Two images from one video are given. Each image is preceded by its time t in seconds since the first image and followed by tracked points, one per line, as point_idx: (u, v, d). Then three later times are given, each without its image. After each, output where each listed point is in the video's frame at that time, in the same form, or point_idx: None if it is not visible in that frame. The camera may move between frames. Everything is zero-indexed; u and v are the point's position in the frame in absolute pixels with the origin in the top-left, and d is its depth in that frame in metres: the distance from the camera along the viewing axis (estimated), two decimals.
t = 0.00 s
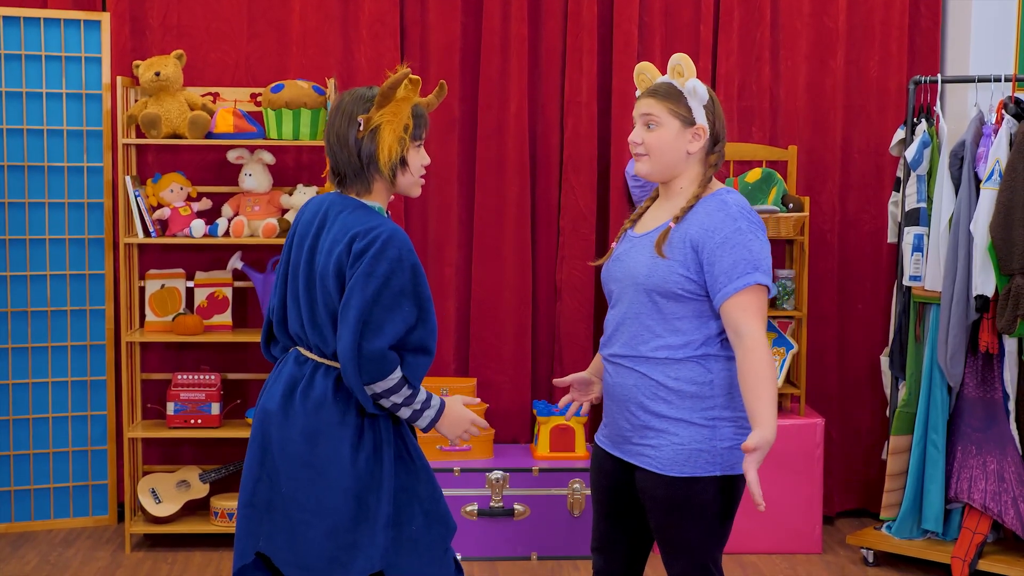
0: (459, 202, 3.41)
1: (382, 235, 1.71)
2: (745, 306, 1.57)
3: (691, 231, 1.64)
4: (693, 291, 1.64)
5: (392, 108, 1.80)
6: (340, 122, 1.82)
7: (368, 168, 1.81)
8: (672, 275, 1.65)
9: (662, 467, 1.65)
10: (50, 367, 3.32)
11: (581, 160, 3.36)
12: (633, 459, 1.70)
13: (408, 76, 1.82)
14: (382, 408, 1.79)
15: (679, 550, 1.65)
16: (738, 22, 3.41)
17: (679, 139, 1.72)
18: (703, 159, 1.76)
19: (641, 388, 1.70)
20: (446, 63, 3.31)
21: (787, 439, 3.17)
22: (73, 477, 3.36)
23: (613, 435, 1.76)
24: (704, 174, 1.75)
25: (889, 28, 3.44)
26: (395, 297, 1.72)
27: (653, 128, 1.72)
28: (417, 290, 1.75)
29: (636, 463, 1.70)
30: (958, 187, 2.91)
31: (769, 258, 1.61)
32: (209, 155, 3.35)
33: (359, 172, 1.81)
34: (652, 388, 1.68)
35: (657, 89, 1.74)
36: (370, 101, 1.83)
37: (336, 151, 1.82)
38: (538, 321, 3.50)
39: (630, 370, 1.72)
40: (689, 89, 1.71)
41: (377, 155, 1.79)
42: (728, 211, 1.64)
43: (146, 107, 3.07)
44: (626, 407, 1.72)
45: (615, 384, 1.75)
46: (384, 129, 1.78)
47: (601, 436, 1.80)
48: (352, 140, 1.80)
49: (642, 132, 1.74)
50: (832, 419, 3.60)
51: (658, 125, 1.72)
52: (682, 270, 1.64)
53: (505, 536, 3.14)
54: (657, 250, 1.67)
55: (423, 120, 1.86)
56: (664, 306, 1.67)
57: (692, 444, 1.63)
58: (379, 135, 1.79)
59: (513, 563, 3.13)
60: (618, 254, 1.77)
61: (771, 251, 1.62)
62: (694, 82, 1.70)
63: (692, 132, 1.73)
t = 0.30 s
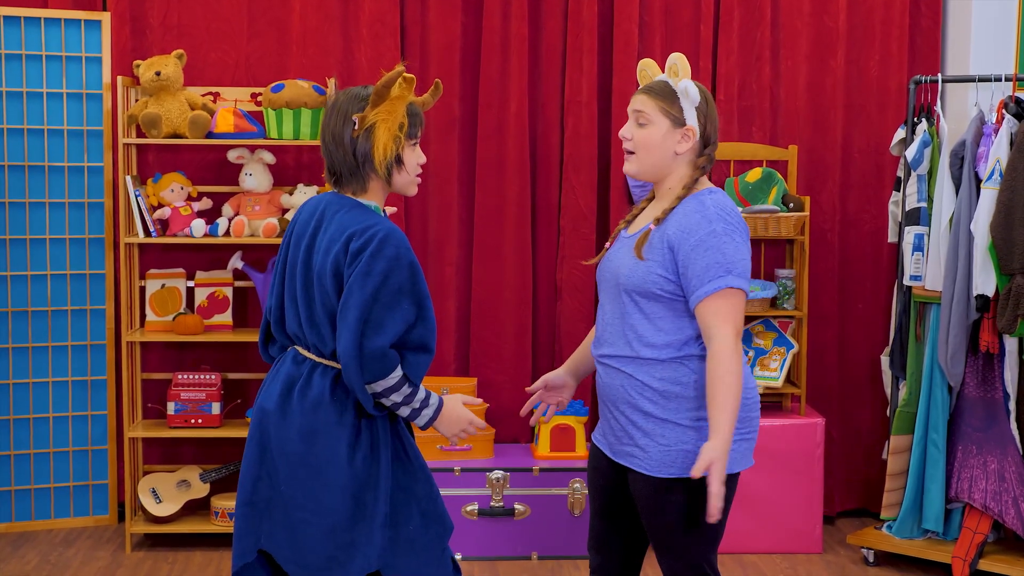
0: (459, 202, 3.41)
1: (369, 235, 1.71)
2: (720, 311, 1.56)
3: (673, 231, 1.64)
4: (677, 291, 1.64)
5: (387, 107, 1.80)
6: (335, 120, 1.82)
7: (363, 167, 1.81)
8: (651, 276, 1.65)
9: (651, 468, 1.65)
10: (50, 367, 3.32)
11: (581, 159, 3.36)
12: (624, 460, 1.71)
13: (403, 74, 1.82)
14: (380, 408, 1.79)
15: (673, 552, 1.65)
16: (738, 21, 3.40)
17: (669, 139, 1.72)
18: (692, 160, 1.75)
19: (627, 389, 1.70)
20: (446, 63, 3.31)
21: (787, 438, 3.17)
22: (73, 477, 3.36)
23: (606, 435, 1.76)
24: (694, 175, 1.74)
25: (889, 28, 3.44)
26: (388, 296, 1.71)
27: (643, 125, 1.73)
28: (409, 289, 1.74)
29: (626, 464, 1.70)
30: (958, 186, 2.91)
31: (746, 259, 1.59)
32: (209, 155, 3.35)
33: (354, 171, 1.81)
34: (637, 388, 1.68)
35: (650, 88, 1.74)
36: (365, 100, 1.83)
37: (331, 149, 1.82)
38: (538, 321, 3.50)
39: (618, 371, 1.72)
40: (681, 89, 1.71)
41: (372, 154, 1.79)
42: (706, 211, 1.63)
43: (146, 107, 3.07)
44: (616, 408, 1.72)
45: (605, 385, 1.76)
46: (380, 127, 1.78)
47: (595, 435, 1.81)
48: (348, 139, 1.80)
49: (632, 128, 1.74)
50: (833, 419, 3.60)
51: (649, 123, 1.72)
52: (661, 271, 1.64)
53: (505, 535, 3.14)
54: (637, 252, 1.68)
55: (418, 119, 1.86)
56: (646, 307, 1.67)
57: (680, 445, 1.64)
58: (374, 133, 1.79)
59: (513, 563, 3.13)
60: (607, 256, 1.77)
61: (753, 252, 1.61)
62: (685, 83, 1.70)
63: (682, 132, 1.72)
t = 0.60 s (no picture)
0: (459, 201, 3.41)
1: (364, 234, 1.71)
2: (705, 307, 1.54)
3: (658, 228, 1.63)
4: (664, 289, 1.64)
5: (388, 107, 1.80)
6: (336, 120, 1.82)
7: (365, 167, 1.81)
8: (637, 274, 1.65)
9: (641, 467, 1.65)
10: (51, 366, 3.32)
11: (582, 159, 3.36)
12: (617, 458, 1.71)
13: (404, 74, 1.82)
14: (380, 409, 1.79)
15: (669, 550, 1.65)
16: (738, 21, 3.40)
17: (654, 139, 1.72)
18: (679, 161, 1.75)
19: (617, 388, 1.70)
20: (446, 62, 3.31)
21: (788, 438, 3.17)
22: (74, 476, 3.36)
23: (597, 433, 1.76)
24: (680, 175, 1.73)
25: (890, 28, 3.44)
26: (389, 296, 1.72)
27: (629, 125, 1.73)
28: (403, 288, 1.74)
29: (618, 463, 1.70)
30: (959, 185, 2.91)
31: (731, 256, 1.57)
32: (209, 155, 3.36)
33: (356, 171, 1.81)
34: (626, 388, 1.68)
35: (638, 88, 1.74)
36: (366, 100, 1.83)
37: (333, 149, 1.82)
38: (539, 320, 3.50)
39: (607, 370, 1.72)
40: (665, 91, 1.70)
41: (374, 154, 1.80)
42: (690, 208, 1.62)
43: (147, 107, 3.07)
44: (607, 407, 1.73)
45: (595, 384, 1.76)
46: (382, 127, 1.78)
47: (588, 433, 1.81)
48: (350, 139, 1.80)
49: (620, 127, 1.75)
50: (833, 419, 3.59)
51: (635, 123, 1.72)
52: (647, 269, 1.64)
53: (506, 535, 3.14)
54: (622, 252, 1.68)
55: (420, 118, 1.86)
56: (635, 306, 1.67)
57: (668, 445, 1.62)
58: (376, 133, 1.79)
59: (513, 563, 3.13)
60: (597, 256, 1.77)
61: (737, 251, 1.59)
62: (669, 85, 1.68)
63: (669, 133, 1.71)
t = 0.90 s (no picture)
0: (460, 201, 3.41)
1: (362, 234, 1.71)
2: (687, 313, 1.55)
3: (656, 229, 1.64)
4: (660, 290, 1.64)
5: (389, 105, 1.80)
6: (336, 119, 1.82)
7: (365, 165, 1.81)
8: (635, 274, 1.65)
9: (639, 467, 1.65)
10: (51, 366, 3.32)
11: (582, 158, 3.36)
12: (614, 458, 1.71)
13: (404, 73, 1.82)
14: (387, 407, 1.80)
15: (671, 553, 1.65)
16: (738, 21, 3.41)
17: (654, 139, 1.71)
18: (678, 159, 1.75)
19: (613, 387, 1.70)
20: (447, 62, 3.31)
21: (788, 437, 3.17)
22: (74, 475, 3.36)
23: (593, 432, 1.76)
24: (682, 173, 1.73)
25: (891, 27, 3.44)
26: (390, 296, 1.72)
27: (628, 127, 1.72)
28: (403, 288, 1.74)
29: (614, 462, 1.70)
30: (959, 185, 2.91)
31: (721, 262, 1.57)
32: (210, 154, 3.36)
33: (357, 170, 1.82)
34: (622, 387, 1.68)
35: (633, 88, 1.73)
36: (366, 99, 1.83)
37: (334, 148, 1.82)
38: (539, 320, 3.50)
39: (603, 370, 1.72)
40: (662, 90, 1.70)
41: (374, 152, 1.79)
42: (689, 211, 1.62)
43: (147, 106, 3.06)
44: (603, 406, 1.73)
45: (592, 383, 1.76)
46: (382, 126, 1.78)
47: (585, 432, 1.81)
48: (350, 138, 1.80)
49: (619, 130, 1.74)
50: (833, 418, 3.59)
51: (633, 124, 1.72)
52: (643, 269, 1.64)
53: (506, 534, 3.14)
54: (619, 252, 1.68)
55: (420, 117, 1.86)
56: (631, 307, 1.67)
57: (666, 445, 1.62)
58: (376, 132, 1.79)
59: (514, 562, 3.13)
60: (595, 256, 1.77)
61: (731, 254, 1.59)
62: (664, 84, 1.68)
63: (667, 132, 1.71)
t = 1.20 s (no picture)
0: (459, 200, 3.41)
1: (362, 234, 1.71)
2: (688, 312, 1.54)
3: (657, 229, 1.63)
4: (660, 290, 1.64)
5: (387, 104, 1.80)
6: (336, 118, 1.82)
7: (364, 165, 1.81)
8: (637, 274, 1.65)
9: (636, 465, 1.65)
10: (51, 365, 3.32)
11: (582, 158, 3.36)
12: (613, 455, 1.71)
13: (403, 72, 1.82)
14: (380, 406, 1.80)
15: (673, 553, 1.65)
16: (738, 20, 3.40)
17: (657, 138, 1.72)
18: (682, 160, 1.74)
19: (615, 386, 1.70)
20: (446, 61, 3.31)
21: (788, 437, 3.17)
22: (73, 475, 3.36)
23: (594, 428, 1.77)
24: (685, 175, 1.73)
25: (890, 27, 3.44)
26: (389, 296, 1.72)
27: (633, 123, 1.73)
28: (402, 288, 1.73)
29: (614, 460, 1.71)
30: (959, 184, 2.91)
31: (722, 262, 1.56)
32: (209, 154, 3.35)
33: (355, 169, 1.82)
34: (623, 387, 1.69)
35: (641, 86, 1.73)
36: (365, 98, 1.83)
37: (333, 147, 1.82)
38: (539, 319, 3.50)
39: (605, 368, 1.72)
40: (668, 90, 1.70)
41: (373, 151, 1.79)
42: (690, 211, 1.62)
43: (146, 106, 3.06)
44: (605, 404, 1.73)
45: (593, 381, 1.76)
46: (380, 125, 1.78)
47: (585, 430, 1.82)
48: (349, 137, 1.80)
49: (625, 126, 1.75)
50: (833, 418, 3.59)
51: (638, 121, 1.72)
52: (644, 269, 1.64)
53: (506, 534, 3.14)
54: (622, 253, 1.69)
55: (419, 116, 1.86)
56: (633, 306, 1.67)
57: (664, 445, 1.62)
58: (375, 131, 1.79)
59: (513, 562, 3.13)
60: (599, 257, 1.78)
61: (732, 254, 1.59)
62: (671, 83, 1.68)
63: (671, 132, 1.71)
